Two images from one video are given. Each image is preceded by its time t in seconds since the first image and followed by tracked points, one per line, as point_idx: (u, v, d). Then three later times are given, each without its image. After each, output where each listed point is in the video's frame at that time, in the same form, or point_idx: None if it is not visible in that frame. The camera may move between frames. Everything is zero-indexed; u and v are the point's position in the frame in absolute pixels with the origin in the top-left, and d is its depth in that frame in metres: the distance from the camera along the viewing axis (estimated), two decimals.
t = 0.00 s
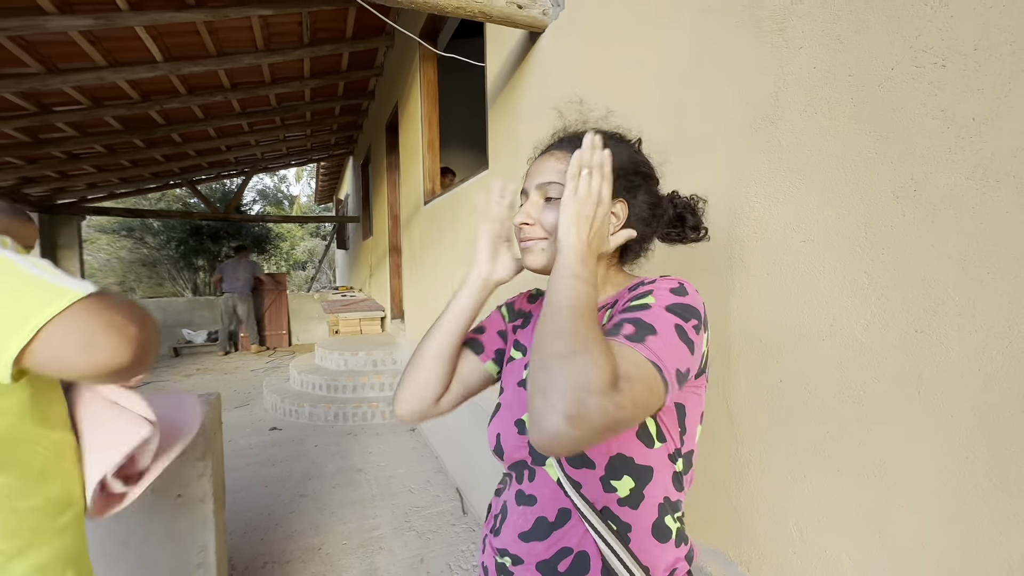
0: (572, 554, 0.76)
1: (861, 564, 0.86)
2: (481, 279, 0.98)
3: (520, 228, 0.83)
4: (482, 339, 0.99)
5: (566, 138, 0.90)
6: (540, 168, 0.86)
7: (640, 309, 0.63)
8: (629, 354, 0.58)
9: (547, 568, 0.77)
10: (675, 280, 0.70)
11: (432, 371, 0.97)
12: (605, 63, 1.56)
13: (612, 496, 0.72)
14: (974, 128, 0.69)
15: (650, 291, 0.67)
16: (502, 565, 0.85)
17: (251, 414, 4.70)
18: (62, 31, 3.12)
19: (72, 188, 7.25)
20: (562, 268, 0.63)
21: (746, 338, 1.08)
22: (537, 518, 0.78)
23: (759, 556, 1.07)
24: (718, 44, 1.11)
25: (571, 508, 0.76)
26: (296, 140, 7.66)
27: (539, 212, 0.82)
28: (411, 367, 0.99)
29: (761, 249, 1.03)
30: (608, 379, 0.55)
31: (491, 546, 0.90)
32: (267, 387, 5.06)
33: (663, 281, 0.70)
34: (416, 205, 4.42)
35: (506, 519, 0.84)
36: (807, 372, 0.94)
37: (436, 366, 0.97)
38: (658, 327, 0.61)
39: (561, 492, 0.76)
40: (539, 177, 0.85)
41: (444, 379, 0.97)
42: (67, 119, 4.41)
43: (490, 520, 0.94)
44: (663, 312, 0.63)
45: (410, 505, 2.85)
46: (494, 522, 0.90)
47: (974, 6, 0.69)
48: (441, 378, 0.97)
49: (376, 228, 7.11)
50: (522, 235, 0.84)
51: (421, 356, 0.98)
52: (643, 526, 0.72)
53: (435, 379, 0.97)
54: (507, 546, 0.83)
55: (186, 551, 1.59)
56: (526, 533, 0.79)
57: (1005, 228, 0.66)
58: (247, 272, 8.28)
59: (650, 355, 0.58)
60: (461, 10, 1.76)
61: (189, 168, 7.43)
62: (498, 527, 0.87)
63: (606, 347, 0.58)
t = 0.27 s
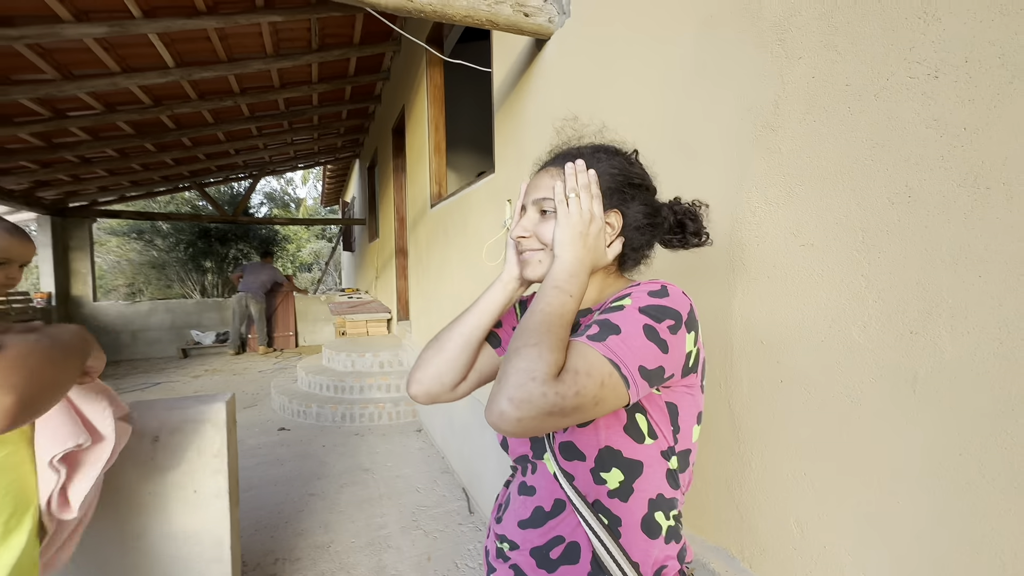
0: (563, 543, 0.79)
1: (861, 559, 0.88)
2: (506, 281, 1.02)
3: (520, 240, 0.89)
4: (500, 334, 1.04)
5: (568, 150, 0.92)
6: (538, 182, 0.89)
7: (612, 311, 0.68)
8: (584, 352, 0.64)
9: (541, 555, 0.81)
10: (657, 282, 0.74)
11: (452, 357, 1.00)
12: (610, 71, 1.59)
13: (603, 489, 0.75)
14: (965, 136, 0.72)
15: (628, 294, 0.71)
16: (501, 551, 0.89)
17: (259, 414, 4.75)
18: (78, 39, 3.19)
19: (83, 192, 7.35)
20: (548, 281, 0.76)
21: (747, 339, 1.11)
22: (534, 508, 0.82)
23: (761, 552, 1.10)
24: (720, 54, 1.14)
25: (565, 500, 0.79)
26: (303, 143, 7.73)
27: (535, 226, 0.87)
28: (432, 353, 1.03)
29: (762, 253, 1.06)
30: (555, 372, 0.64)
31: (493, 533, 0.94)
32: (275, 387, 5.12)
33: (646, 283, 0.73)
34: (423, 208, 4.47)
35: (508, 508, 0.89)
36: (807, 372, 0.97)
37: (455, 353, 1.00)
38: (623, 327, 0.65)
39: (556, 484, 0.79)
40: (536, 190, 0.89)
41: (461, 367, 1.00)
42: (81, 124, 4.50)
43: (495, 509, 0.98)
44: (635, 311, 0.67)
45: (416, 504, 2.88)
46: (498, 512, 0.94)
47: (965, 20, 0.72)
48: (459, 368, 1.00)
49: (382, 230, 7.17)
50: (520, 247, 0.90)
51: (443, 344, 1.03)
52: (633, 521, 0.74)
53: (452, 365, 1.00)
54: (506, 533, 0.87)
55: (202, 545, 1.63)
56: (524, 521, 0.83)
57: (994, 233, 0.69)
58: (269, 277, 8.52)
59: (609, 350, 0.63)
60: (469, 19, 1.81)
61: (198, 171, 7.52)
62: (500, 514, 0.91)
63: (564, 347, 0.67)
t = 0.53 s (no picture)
0: (561, 541, 0.80)
1: (858, 556, 0.90)
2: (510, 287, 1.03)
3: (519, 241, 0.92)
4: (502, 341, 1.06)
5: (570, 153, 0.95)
6: (537, 186, 0.92)
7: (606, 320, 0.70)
8: (575, 363, 0.66)
9: (538, 553, 0.82)
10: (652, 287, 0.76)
11: (460, 367, 1.02)
12: (609, 77, 1.62)
13: (598, 488, 0.77)
14: (955, 143, 0.74)
15: (623, 301, 0.73)
16: (500, 549, 0.90)
17: (261, 416, 4.77)
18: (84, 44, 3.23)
19: (87, 195, 7.40)
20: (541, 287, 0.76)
21: (745, 342, 1.13)
22: (532, 506, 0.84)
23: (759, 550, 1.11)
24: (717, 61, 1.17)
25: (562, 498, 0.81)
26: (306, 147, 7.77)
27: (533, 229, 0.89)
28: (439, 363, 1.04)
29: (759, 257, 1.08)
30: (546, 384, 0.66)
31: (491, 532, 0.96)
32: (277, 390, 5.14)
33: (640, 290, 0.76)
34: (424, 211, 4.49)
35: (506, 507, 0.90)
36: (803, 374, 0.99)
37: (463, 365, 1.02)
38: (615, 336, 0.67)
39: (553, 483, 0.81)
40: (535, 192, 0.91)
41: (469, 378, 1.02)
42: (86, 128, 4.54)
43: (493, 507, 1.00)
44: (628, 319, 0.69)
45: (419, 506, 2.90)
46: (496, 511, 0.96)
47: (955, 31, 0.74)
48: (467, 379, 1.02)
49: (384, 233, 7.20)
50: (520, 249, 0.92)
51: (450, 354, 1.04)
52: (628, 519, 0.76)
53: (460, 377, 1.02)
54: (505, 531, 0.88)
55: (207, 545, 1.65)
56: (521, 520, 0.85)
57: (984, 238, 0.71)
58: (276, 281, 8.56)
59: (599, 360, 0.66)
60: (471, 25, 1.83)
61: (201, 174, 7.56)
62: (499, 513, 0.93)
63: (555, 357, 0.69)
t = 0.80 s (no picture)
0: (562, 544, 0.81)
1: (855, 556, 0.91)
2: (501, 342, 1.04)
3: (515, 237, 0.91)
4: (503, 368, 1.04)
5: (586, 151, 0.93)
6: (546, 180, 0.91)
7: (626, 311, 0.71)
8: (599, 347, 0.66)
9: (539, 556, 0.83)
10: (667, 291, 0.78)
11: (467, 426, 1.01)
12: (608, 80, 1.63)
13: (599, 489, 0.77)
14: (948, 146, 0.75)
15: (640, 299, 0.74)
16: (499, 554, 0.91)
17: (259, 418, 4.76)
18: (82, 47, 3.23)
19: (84, 197, 7.39)
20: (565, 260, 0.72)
21: (743, 343, 1.13)
22: (531, 510, 0.84)
23: (757, 550, 1.12)
24: (715, 65, 1.18)
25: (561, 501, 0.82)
26: (304, 149, 7.77)
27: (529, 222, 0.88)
28: (449, 419, 1.05)
29: (756, 258, 1.09)
30: (571, 362, 0.65)
31: (490, 535, 0.97)
32: (275, 392, 5.13)
33: (656, 291, 0.77)
34: (423, 213, 4.50)
35: (505, 511, 0.91)
36: (800, 375, 1.00)
37: (468, 416, 1.01)
38: (637, 327, 0.68)
39: (551, 487, 0.81)
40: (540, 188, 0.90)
41: (478, 429, 1.01)
42: (84, 130, 4.54)
43: (490, 513, 1.00)
44: (647, 313, 0.71)
45: (418, 508, 2.90)
46: (493, 514, 0.97)
47: (948, 36, 0.75)
48: (475, 429, 1.01)
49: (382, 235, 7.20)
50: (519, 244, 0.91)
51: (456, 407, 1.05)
52: (629, 520, 0.77)
53: (468, 430, 1.01)
54: (504, 536, 0.89)
55: (206, 548, 1.65)
56: (521, 524, 0.85)
57: (977, 240, 0.72)
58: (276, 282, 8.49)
59: (620, 347, 0.66)
60: (470, 29, 1.85)
61: (199, 176, 7.55)
62: (497, 518, 0.93)
63: (579, 336, 0.67)
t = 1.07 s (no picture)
0: (575, 548, 0.82)
1: (856, 557, 0.92)
2: (501, 369, 0.97)
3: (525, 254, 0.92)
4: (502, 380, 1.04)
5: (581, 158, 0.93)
6: (546, 193, 0.92)
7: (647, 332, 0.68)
8: (617, 373, 0.64)
9: (552, 560, 0.84)
10: (686, 306, 0.74)
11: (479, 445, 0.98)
12: (607, 85, 1.64)
13: (617, 497, 0.77)
14: (944, 151, 0.77)
15: (662, 317, 0.71)
16: (508, 557, 0.91)
17: (261, 421, 4.76)
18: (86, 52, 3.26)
19: (86, 201, 7.42)
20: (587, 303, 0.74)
21: (743, 346, 1.14)
22: (544, 515, 0.85)
23: (757, 550, 1.13)
24: (715, 71, 1.19)
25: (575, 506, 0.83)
26: (305, 152, 7.80)
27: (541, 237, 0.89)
28: (457, 446, 1.03)
29: (756, 262, 1.10)
30: (592, 392, 0.64)
31: (495, 539, 0.97)
32: (277, 395, 5.14)
33: (677, 307, 0.74)
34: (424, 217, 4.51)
35: (512, 515, 0.91)
36: (801, 377, 1.01)
37: (477, 449, 0.98)
38: (656, 350, 0.65)
39: (567, 492, 0.83)
40: (543, 202, 0.91)
41: (487, 459, 0.99)
42: (86, 134, 4.56)
43: (495, 517, 1.01)
44: (669, 334, 0.68)
45: (419, 511, 2.90)
46: (500, 518, 0.97)
47: (943, 43, 0.76)
48: (484, 457, 0.99)
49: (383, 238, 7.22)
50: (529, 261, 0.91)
51: (462, 436, 1.02)
52: (643, 525, 0.78)
53: (478, 460, 0.99)
54: (513, 540, 0.90)
55: (210, 551, 1.65)
56: (532, 528, 0.86)
57: (973, 244, 0.74)
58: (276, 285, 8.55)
59: (643, 374, 0.63)
60: (471, 34, 1.86)
61: (201, 180, 7.58)
62: (503, 522, 0.94)
63: (601, 366, 0.67)
